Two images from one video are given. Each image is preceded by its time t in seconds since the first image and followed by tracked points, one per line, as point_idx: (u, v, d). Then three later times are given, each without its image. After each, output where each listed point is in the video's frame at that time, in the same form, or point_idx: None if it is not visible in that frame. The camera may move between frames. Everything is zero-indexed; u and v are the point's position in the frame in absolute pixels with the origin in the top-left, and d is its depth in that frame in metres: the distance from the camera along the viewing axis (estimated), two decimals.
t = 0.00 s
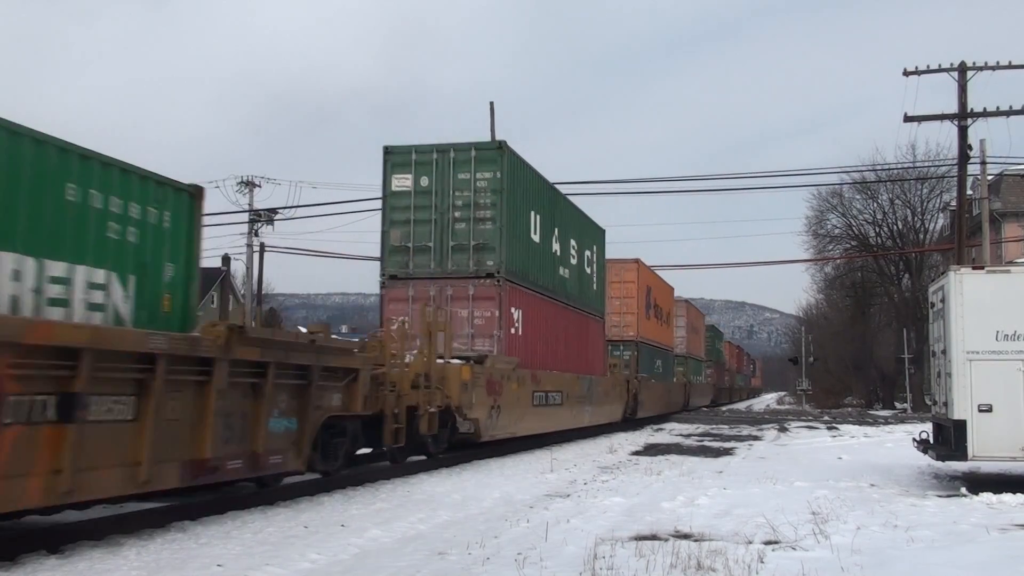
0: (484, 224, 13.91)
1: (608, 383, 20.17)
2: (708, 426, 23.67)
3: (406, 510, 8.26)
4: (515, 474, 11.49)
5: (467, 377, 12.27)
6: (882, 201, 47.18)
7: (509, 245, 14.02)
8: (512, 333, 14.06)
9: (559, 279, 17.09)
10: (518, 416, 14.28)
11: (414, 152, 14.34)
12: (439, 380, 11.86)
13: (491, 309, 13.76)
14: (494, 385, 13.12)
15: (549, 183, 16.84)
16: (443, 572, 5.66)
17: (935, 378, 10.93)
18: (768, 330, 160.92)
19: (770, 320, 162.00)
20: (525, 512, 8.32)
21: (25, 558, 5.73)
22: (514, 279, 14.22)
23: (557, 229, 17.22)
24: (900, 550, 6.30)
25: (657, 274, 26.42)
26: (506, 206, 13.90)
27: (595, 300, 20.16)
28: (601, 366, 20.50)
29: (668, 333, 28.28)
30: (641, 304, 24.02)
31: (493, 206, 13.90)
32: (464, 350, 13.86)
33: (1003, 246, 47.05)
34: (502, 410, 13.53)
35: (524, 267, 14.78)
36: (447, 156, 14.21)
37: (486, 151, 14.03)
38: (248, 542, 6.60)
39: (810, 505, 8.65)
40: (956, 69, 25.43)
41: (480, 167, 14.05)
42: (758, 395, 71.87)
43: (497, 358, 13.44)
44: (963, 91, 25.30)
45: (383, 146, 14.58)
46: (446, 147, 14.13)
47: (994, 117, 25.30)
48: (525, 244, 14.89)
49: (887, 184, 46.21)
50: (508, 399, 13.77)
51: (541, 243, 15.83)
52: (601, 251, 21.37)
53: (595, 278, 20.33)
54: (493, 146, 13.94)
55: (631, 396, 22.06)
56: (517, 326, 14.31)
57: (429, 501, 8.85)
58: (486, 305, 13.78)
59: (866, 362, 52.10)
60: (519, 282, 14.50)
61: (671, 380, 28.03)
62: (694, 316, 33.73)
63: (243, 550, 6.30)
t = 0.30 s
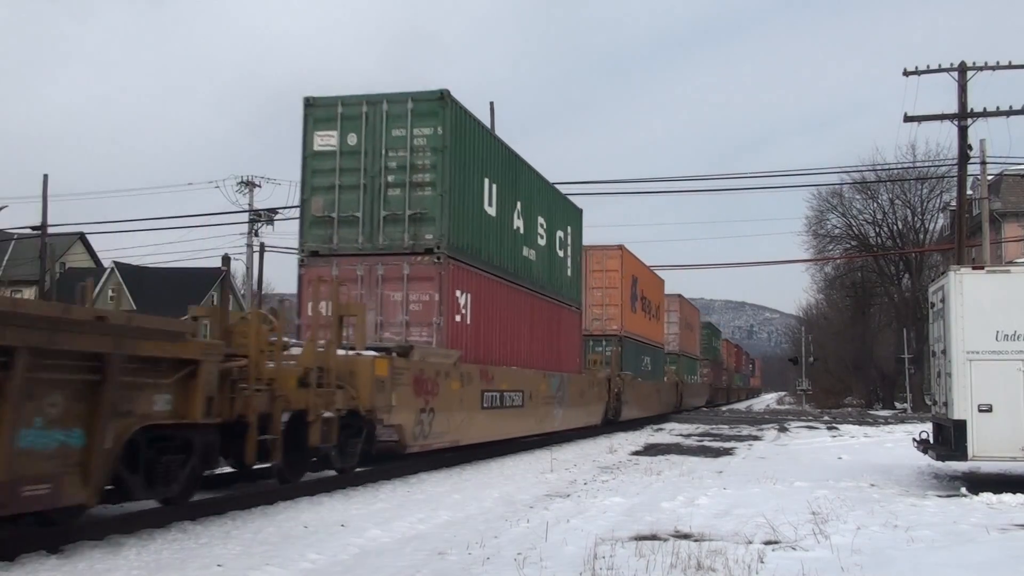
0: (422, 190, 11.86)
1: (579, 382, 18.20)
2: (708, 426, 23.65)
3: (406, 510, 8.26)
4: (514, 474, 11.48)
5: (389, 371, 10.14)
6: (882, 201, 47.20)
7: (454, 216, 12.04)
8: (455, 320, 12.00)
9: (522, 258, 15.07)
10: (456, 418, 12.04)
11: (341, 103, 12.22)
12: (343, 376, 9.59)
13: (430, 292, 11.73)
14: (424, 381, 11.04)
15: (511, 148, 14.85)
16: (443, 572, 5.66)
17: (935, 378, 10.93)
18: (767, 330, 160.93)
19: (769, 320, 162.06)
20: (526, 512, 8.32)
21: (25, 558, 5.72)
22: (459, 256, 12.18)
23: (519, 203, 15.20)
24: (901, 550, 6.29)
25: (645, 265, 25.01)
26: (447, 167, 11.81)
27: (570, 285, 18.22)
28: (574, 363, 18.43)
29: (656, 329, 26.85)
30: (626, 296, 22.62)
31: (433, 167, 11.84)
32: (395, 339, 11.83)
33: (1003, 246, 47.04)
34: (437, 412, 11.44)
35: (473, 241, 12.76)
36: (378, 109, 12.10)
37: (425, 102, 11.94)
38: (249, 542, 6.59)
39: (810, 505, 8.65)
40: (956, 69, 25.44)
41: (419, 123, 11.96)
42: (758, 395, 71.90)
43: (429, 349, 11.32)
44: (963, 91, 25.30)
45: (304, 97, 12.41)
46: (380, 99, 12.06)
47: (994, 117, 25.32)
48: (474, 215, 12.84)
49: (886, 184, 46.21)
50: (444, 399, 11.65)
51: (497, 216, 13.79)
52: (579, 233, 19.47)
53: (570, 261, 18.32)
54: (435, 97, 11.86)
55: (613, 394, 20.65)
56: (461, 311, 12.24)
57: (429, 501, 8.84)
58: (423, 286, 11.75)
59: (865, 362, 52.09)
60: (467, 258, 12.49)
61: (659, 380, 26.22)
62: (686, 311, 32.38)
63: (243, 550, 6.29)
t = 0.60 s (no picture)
0: (331, 138, 9.68)
1: (543, 384, 15.91)
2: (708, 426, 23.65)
3: (406, 510, 8.26)
4: (514, 474, 11.49)
5: (255, 364, 7.65)
6: (882, 201, 47.20)
7: (370, 173, 9.89)
8: (368, 301, 9.85)
9: (471, 233, 13.06)
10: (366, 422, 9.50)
11: (232, 34, 10.00)
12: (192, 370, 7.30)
13: (336, 266, 9.49)
14: (315, 377, 8.57)
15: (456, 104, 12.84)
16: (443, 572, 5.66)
17: (934, 378, 10.93)
18: (767, 330, 160.97)
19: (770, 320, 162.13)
20: (526, 512, 8.32)
21: (26, 558, 5.72)
22: (375, 223, 9.98)
23: (466, 168, 13.06)
24: (901, 550, 6.29)
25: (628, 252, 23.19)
26: (359, 109, 9.62)
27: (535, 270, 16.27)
28: (537, 360, 16.19)
29: (643, 324, 25.00)
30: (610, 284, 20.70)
31: (342, 110, 9.67)
32: (292, 325, 9.54)
33: (1003, 246, 47.03)
34: (336, 420, 8.94)
35: (397, 205, 10.65)
36: (276, 41, 9.89)
37: (332, 31, 9.74)
38: (248, 542, 6.59)
39: (810, 505, 8.65)
40: (956, 68, 25.43)
41: (326, 55, 9.75)
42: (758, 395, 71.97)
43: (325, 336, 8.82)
44: (963, 91, 25.31)
45: (186, 25, 10.17)
46: (280, 28, 9.85)
47: (994, 117, 25.32)
48: (400, 175, 10.72)
49: (887, 184, 46.20)
50: (348, 401, 9.18)
51: (432, 178, 11.73)
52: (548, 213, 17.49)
53: (534, 243, 16.22)
54: (344, 24, 9.68)
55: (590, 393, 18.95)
56: (376, 293, 10.03)
57: (429, 501, 8.84)
58: (327, 258, 9.51)
59: (866, 362, 52.10)
60: (387, 225, 10.36)
61: (644, 380, 24.26)
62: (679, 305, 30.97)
63: (243, 550, 6.29)
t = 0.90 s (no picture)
0: (177, 52, 7.51)
1: (495, 384, 13.48)
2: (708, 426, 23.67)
3: (406, 510, 8.26)
4: (514, 474, 11.49)
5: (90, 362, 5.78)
6: (882, 201, 47.21)
7: (229, 101, 7.75)
8: (227, 271, 7.68)
9: (391, 196, 10.90)
10: (226, 428, 7.02)
11: None
12: None
13: (181, 219, 7.30)
14: (112, 371, 5.91)
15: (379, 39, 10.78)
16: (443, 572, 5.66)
17: (935, 378, 10.93)
18: (767, 330, 161.03)
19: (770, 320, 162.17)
20: (525, 512, 8.32)
21: (25, 558, 5.71)
22: (235, 166, 7.79)
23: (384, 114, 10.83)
24: (901, 550, 6.30)
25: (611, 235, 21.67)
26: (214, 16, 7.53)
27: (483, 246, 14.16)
28: (478, 356, 13.84)
29: (626, 319, 23.73)
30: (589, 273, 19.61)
31: (192, 16, 7.52)
32: (122, 301, 7.36)
33: (1003, 246, 47.03)
34: (157, 431, 6.29)
35: (283, 149, 8.62)
36: None
37: None
38: (248, 542, 6.59)
39: (810, 505, 8.65)
40: (957, 69, 25.45)
41: None
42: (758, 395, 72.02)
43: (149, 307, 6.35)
44: (962, 91, 25.33)
45: None
46: None
47: (994, 117, 25.34)
48: (279, 110, 8.57)
49: (887, 184, 46.20)
50: (182, 403, 6.57)
51: (333, 121, 9.59)
52: (505, 187, 15.46)
53: (481, 216, 14.07)
54: None
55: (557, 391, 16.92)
56: (243, 262, 7.91)
57: (429, 501, 8.84)
58: (169, 211, 7.32)
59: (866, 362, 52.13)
60: (259, 170, 8.20)
61: (624, 381, 22.36)
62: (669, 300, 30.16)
63: (243, 550, 6.29)
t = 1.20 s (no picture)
0: None
1: (428, 382, 10.78)
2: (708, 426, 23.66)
3: (406, 510, 8.26)
4: (514, 474, 11.48)
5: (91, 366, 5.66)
6: (882, 201, 47.22)
7: None
8: None
9: (264, 134, 8.09)
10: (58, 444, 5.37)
11: None
12: None
13: None
14: None
15: None
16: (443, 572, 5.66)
17: (935, 378, 10.92)
18: (767, 330, 161.04)
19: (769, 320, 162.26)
20: (525, 512, 8.32)
21: (25, 558, 5.72)
22: None
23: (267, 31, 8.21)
24: (900, 550, 6.30)
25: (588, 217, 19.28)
26: None
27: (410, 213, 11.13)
28: (404, 348, 10.95)
29: (610, 312, 21.36)
30: (564, 257, 17.22)
31: None
32: None
33: (1003, 246, 47.01)
34: None
35: (92, 55, 6.16)
36: None
37: None
38: (248, 542, 6.59)
39: (810, 505, 8.66)
40: (957, 69, 25.45)
41: None
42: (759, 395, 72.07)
43: None
44: (963, 91, 25.34)
45: None
46: None
47: (994, 117, 25.35)
48: None
49: (887, 184, 46.20)
50: None
51: (173, 24, 6.98)
52: (450, 148, 12.75)
53: (413, 177, 11.33)
54: None
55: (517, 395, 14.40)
56: None
57: (429, 501, 8.85)
58: None
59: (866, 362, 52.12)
60: (53, 84, 5.84)
61: (604, 382, 19.88)
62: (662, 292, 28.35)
63: (243, 550, 6.29)
